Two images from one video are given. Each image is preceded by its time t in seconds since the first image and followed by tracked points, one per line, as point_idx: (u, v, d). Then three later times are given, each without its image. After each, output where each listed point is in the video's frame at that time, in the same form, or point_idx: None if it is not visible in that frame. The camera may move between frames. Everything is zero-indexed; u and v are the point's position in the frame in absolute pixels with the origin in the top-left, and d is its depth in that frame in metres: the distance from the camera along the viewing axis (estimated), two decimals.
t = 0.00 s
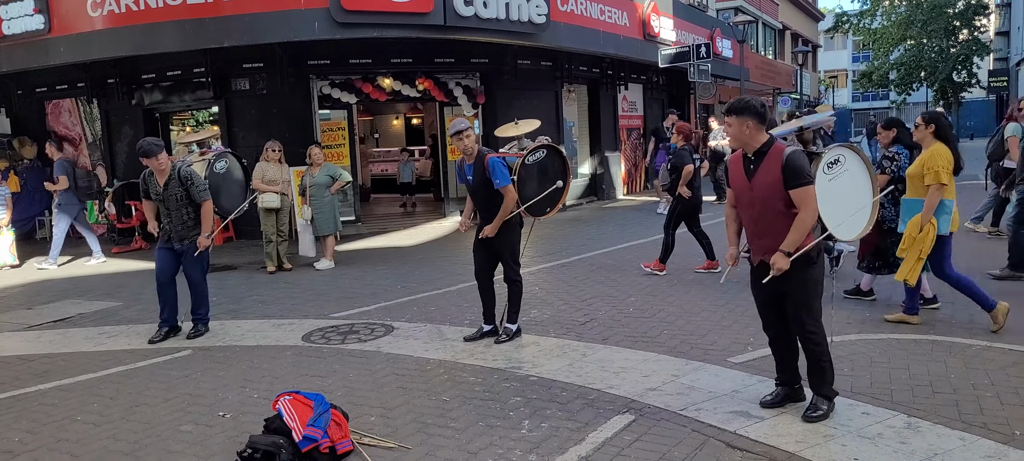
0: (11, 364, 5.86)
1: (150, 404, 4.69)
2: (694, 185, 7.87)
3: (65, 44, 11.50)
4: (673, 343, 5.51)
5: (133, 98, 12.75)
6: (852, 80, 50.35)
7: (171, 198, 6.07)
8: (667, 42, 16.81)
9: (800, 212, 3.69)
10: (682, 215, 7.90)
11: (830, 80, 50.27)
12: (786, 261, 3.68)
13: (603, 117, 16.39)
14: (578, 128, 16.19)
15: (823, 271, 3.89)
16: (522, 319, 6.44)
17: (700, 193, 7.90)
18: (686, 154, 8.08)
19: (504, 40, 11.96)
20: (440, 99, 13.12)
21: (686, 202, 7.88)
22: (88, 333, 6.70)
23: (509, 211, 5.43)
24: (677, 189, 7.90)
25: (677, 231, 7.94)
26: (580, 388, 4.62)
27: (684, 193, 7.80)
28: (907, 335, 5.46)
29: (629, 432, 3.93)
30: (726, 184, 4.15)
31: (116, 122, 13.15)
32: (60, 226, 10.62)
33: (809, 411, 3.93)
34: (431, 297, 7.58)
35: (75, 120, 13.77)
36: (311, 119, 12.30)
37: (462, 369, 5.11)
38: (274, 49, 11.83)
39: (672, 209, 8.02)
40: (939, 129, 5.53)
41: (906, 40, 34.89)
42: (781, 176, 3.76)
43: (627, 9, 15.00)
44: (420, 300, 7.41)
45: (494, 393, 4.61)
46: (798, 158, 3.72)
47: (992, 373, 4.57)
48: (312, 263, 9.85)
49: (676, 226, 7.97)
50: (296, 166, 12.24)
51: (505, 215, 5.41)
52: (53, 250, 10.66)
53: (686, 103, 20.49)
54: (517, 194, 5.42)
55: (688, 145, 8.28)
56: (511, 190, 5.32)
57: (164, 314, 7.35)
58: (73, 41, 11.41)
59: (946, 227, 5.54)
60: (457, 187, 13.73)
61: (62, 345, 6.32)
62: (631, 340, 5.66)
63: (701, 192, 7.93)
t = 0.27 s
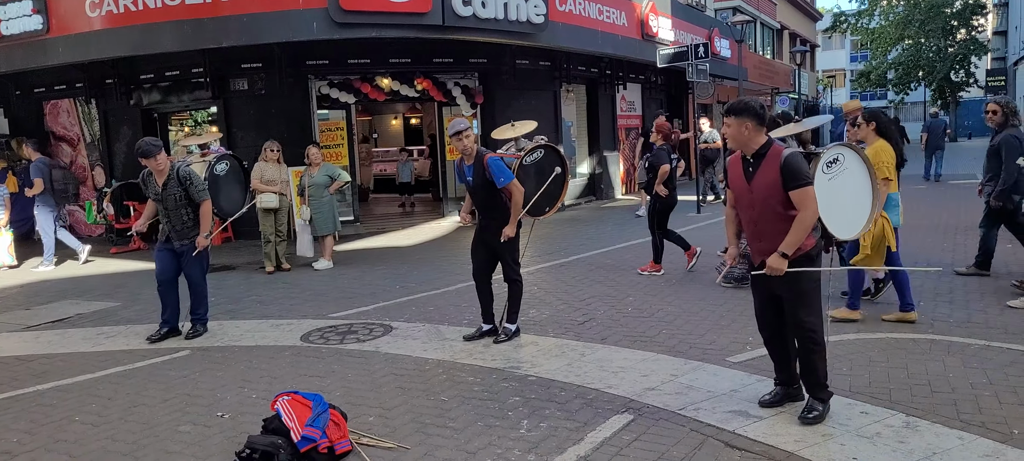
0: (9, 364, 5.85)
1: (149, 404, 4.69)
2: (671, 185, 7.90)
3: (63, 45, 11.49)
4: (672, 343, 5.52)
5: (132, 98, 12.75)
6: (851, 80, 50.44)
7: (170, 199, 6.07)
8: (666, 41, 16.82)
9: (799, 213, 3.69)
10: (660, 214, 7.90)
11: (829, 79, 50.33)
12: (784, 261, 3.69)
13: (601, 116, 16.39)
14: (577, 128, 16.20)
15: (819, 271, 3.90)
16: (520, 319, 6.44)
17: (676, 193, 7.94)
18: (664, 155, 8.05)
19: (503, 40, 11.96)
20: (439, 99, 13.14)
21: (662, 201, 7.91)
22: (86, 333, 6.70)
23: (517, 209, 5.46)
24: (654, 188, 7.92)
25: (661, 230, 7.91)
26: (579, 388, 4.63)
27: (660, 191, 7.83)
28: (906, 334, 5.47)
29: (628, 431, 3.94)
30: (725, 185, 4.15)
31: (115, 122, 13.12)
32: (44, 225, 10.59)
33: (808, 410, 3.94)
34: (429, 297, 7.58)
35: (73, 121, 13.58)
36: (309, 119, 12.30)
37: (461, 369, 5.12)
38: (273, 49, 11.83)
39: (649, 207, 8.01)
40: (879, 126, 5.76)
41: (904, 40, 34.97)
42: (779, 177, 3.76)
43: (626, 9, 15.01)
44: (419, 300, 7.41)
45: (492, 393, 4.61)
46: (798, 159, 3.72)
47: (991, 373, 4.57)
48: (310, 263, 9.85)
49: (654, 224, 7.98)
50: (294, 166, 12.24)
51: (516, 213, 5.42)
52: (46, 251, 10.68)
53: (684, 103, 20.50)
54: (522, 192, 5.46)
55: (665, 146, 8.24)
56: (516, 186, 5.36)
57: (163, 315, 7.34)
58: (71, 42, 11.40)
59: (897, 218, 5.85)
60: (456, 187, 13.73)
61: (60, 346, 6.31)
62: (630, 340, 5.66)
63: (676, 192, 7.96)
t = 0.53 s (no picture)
0: (8, 364, 5.85)
1: (148, 404, 4.69)
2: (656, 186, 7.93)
3: (61, 45, 11.48)
4: (671, 342, 5.52)
5: (130, 98, 12.76)
6: (849, 79, 50.50)
7: (169, 198, 6.07)
8: (664, 41, 16.82)
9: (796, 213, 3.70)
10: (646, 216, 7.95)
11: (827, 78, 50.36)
12: (779, 261, 3.71)
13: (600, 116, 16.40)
14: (576, 128, 16.21)
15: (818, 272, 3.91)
16: (519, 319, 6.44)
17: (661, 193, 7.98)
18: (648, 155, 8.04)
19: (502, 39, 11.96)
20: (438, 99, 13.15)
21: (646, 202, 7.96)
22: (85, 333, 6.70)
23: (512, 211, 5.43)
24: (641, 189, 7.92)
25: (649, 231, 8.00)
26: (577, 387, 4.63)
27: (646, 192, 7.85)
28: (904, 333, 5.47)
29: (627, 431, 3.94)
30: (725, 183, 4.15)
31: (114, 122, 13.11)
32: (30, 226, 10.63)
33: (807, 409, 3.95)
34: (428, 296, 7.58)
35: (71, 121, 13.61)
36: (308, 120, 12.30)
37: (460, 368, 5.12)
38: (272, 49, 11.82)
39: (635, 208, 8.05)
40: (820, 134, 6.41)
41: (902, 39, 35.03)
42: (778, 176, 3.77)
43: (624, 8, 15.01)
44: (418, 300, 7.41)
45: (491, 392, 4.62)
46: (796, 159, 3.72)
47: (989, 371, 4.58)
48: (309, 263, 9.84)
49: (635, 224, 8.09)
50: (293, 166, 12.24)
51: (509, 217, 5.41)
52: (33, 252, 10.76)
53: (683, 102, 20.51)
54: (517, 196, 5.44)
55: (647, 145, 8.18)
56: (512, 191, 5.36)
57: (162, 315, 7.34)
58: (70, 42, 11.39)
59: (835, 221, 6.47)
60: (455, 187, 13.73)
61: (59, 346, 6.31)
62: (628, 339, 5.67)
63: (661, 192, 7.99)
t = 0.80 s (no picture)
0: (6, 363, 5.84)
1: (146, 403, 4.69)
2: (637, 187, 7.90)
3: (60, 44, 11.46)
4: (669, 342, 5.53)
5: (129, 97, 12.75)
6: (848, 79, 50.53)
7: (167, 197, 6.07)
8: (663, 41, 16.81)
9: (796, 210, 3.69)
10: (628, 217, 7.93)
11: (827, 78, 50.36)
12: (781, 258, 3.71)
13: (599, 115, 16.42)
14: (575, 127, 16.21)
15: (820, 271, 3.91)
16: (518, 318, 6.44)
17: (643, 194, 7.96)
18: (630, 157, 7.99)
19: (500, 39, 11.95)
20: (436, 98, 13.15)
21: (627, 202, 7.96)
22: (84, 332, 6.69)
23: (507, 210, 5.43)
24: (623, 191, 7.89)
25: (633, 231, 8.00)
26: (576, 387, 4.63)
27: (630, 195, 7.84)
28: (902, 333, 5.48)
29: (625, 430, 3.94)
30: (725, 181, 4.16)
31: (113, 121, 13.09)
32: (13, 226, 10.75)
33: (806, 407, 3.95)
34: (427, 296, 7.58)
35: (70, 119, 13.59)
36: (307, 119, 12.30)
37: (459, 368, 5.12)
38: (271, 48, 11.82)
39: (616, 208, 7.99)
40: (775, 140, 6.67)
41: (901, 39, 35.07)
42: (777, 173, 3.77)
43: (623, 8, 15.00)
44: (416, 299, 7.40)
45: (490, 392, 4.62)
46: (795, 156, 3.72)
47: (988, 371, 4.59)
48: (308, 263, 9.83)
49: (615, 224, 8.07)
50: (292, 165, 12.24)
51: (504, 212, 5.40)
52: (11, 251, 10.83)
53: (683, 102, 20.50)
54: (515, 194, 5.43)
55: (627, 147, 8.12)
56: (509, 188, 5.34)
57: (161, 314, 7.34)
58: (69, 41, 11.38)
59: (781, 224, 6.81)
60: (454, 187, 13.73)
61: (58, 345, 6.31)
62: (627, 339, 5.67)
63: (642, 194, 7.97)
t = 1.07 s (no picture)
0: (5, 362, 5.84)
1: (145, 402, 4.69)
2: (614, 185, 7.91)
3: (59, 43, 11.45)
4: (668, 341, 5.53)
5: (128, 96, 12.75)
6: (847, 78, 50.55)
7: (166, 197, 6.08)
8: (662, 40, 16.80)
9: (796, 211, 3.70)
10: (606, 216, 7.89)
11: (826, 77, 50.36)
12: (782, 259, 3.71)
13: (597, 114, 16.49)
14: (574, 126, 16.21)
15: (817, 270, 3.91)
16: (517, 318, 6.44)
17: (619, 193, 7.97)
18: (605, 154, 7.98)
19: (499, 38, 11.95)
20: (435, 97, 13.16)
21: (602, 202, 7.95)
22: (83, 331, 6.69)
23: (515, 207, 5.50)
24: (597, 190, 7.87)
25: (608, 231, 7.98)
26: (575, 386, 4.64)
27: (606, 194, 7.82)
28: (902, 332, 5.48)
29: (624, 429, 3.95)
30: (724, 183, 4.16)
31: (111, 120, 13.08)
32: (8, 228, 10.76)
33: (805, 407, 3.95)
34: (426, 295, 7.58)
35: (69, 118, 13.57)
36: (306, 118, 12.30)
37: (458, 367, 5.12)
38: (269, 47, 11.80)
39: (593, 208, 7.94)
40: (723, 134, 6.48)
41: (900, 38, 35.08)
42: (778, 175, 3.77)
43: (622, 6, 15.00)
44: (415, 298, 7.40)
45: (489, 391, 4.62)
46: (796, 157, 3.73)
47: (986, 370, 4.60)
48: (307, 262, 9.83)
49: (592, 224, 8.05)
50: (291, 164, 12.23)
51: (515, 209, 5.46)
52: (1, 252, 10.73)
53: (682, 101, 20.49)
54: (520, 189, 5.48)
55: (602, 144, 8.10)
56: (516, 183, 5.37)
57: (159, 313, 7.34)
58: (68, 40, 11.37)
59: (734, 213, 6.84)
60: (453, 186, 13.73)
61: (56, 344, 6.30)
62: (626, 338, 5.67)
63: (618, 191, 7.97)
